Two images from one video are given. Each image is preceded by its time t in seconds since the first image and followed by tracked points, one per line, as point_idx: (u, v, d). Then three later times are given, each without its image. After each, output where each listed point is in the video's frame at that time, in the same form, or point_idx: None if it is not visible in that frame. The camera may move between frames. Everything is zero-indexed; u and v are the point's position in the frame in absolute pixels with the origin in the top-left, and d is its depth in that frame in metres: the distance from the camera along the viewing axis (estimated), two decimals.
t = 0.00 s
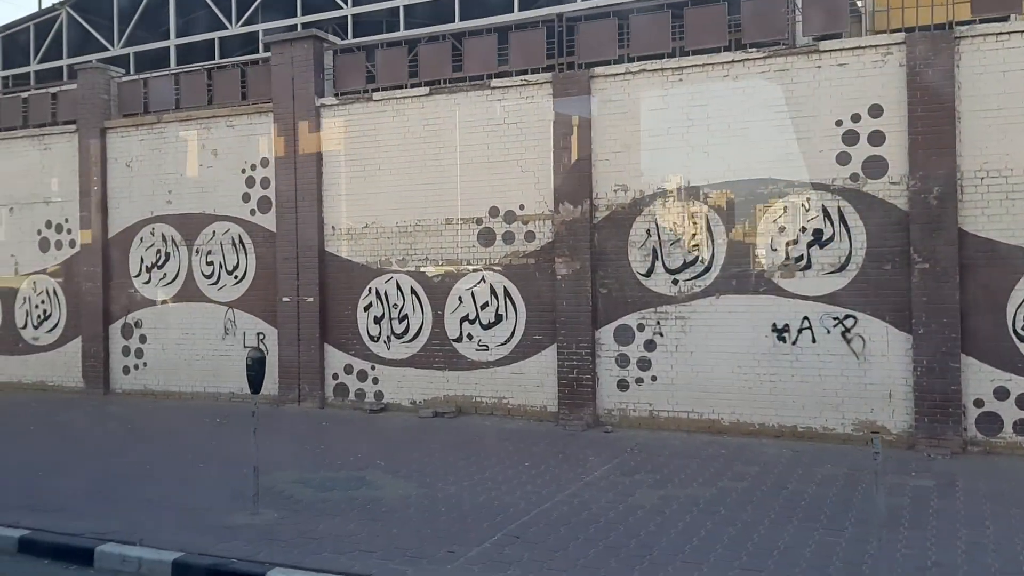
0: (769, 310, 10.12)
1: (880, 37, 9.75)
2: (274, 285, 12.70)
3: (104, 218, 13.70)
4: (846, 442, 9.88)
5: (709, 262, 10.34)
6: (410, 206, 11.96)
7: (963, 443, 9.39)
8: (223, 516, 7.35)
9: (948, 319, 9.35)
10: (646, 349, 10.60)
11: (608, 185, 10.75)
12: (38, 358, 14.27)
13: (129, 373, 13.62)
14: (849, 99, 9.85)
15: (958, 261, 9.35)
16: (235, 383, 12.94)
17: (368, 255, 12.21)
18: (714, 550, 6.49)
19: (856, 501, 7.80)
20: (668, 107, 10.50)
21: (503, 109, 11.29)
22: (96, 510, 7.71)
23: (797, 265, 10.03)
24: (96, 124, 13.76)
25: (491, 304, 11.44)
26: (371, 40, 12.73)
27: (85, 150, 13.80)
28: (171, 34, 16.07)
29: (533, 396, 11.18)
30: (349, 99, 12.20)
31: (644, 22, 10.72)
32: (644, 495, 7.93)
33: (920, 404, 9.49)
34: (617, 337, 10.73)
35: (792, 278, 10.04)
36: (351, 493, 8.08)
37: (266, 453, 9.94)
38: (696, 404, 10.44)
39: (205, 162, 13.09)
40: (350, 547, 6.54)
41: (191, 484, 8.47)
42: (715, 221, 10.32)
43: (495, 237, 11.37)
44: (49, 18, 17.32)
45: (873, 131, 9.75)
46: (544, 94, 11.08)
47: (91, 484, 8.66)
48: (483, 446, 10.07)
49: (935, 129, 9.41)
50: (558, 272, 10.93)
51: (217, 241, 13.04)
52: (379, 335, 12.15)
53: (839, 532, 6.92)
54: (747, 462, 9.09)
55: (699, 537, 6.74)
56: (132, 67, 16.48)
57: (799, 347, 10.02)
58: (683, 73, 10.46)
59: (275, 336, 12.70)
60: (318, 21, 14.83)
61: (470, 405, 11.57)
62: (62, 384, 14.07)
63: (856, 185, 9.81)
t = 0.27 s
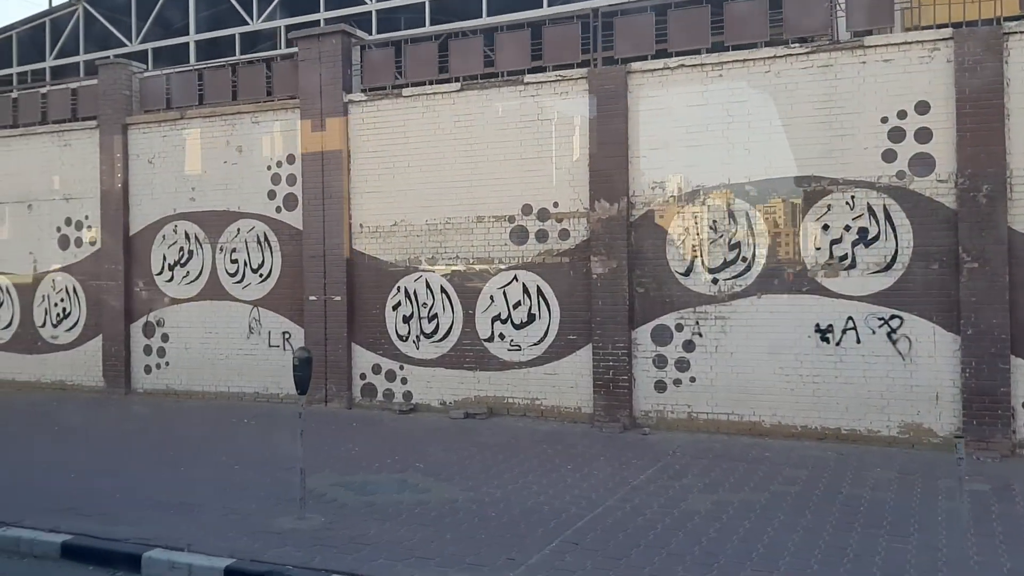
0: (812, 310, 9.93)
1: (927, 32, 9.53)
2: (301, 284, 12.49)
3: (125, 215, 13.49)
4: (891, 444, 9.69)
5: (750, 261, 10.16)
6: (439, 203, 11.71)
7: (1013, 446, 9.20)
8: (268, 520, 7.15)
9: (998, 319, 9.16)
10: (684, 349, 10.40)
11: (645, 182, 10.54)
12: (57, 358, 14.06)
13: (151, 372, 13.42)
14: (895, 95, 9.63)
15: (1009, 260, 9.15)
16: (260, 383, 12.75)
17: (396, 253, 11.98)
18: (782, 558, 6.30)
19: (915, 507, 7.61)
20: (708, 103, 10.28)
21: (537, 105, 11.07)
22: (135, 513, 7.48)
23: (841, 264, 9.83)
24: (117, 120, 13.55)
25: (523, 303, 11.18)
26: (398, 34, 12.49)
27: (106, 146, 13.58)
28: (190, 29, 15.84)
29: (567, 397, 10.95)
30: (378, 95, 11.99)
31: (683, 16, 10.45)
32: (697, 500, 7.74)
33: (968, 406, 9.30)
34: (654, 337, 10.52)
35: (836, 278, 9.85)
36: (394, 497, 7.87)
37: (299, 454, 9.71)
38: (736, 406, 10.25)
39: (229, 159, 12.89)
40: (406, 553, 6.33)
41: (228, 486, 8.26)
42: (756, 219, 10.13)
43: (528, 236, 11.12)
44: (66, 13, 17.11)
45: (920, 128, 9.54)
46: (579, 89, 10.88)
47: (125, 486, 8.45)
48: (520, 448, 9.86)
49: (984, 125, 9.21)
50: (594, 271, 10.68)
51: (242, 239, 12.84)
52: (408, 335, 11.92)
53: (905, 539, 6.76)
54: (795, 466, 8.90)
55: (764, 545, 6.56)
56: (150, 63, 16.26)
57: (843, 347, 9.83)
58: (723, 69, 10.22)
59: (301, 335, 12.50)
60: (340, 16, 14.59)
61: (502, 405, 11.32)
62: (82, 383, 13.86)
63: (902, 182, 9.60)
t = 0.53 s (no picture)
0: (854, 311, 9.77)
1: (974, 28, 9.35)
2: (329, 285, 12.35)
3: (149, 215, 13.35)
4: (936, 447, 9.51)
5: (791, 261, 10.00)
6: (470, 203, 11.52)
7: None
8: (315, 526, 7.00)
9: None
10: (723, 351, 10.24)
11: (683, 181, 10.37)
12: (80, 359, 13.94)
13: (176, 374, 13.30)
14: (941, 92, 9.45)
15: None
16: (287, 385, 12.63)
17: (426, 253, 11.81)
18: (848, 566, 6.14)
19: (973, 512, 7.44)
20: (748, 100, 10.12)
21: (571, 103, 10.88)
22: (177, 518, 7.33)
23: (884, 264, 9.67)
24: (141, 119, 13.41)
25: (557, 304, 10.99)
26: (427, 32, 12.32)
27: (130, 145, 13.45)
28: (212, 28, 15.70)
29: (602, 400, 10.76)
30: (408, 93, 11.82)
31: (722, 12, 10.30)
32: (749, 505, 7.58)
33: (1017, 408, 9.12)
34: (692, 338, 10.36)
35: (879, 278, 9.69)
36: (439, 501, 7.71)
37: (334, 456, 9.56)
38: (776, 408, 10.08)
39: (256, 158, 12.76)
40: (462, 561, 6.17)
41: (268, 490, 8.11)
42: (797, 219, 9.98)
43: (562, 235, 10.93)
44: (85, 12, 17.00)
45: (967, 125, 9.36)
46: (614, 87, 10.65)
47: (163, 489, 8.31)
48: (558, 450, 9.71)
49: None
50: (630, 271, 10.50)
51: (269, 239, 12.70)
52: (438, 336, 11.75)
53: (970, 545, 6.60)
54: (842, 470, 8.73)
55: (827, 552, 6.40)
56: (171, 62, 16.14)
57: (887, 349, 9.66)
58: (763, 65, 10.07)
59: (329, 336, 12.35)
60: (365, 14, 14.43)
61: (536, 408, 11.15)
62: (106, 385, 13.74)
63: (948, 181, 9.42)
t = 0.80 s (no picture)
0: (897, 314, 9.58)
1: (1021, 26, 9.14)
2: (356, 286, 12.20)
3: (173, 216, 13.21)
4: (982, 453, 9.31)
5: (832, 263, 9.83)
6: (501, 203, 11.29)
7: None
8: (360, 533, 6.83)
9: None
10: (762, 355, 10.08)
11: (721, 181, 10.20)
12: (102, 361, 13.80)
13: (200, 376, 13.16)
14: (987, 91, 9.25)
15: None
16: (314, 388, 12.48)
17: (456, 255, 11.62)
18: None
19: None
20: (788, 99, 9.96)
21: (605, 102, 10.70)
22: (218, 525, 7.17)
23: (929, 266, 9.47)
24: (165, 119, 13.28)
25: (590, 306, 10.77)
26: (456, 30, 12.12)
27: (154, 146, 13.31)
28: (234, 27, 15.56)
29: (637, 404, 10.56)
30: (438, 92, 11.62)
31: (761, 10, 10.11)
32: (801, 514, 7.40)
33: None
34: (730, 342, 10.19)
35: (924, 280, 9.49)
36: (483, 508, 7.53)
37: (368, 460, 9.40)
38: (817, 413, 9.92)
39: (282, 159, 12.62)
40: (516, 570, 5.99)
41: (306, 496, 7.94)
42: (839, 220, 9.80)
43: (596, 236, 10.72)
44: (105, 12, 16.88)
45: (1014, 125, 9.15)
46: (650, 86, 10.48)
47: (199, 494, 8.15)
48: (596, 455, 9.53)
49: None
50: (666, 273, 10.32)
51: (295, 240, 12.56)
52: (468, 338, 11.57)
53: None
54: (890, 477, 8.55)
55: (890, 564, 6.21)
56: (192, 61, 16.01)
57: (931, 352, 9.46)
58: (804, 64, 9.91)
59: (356, 338, 12.20)
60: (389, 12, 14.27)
61: (568, 412, 10.91)
62: (128, 388, 13.60)
63: (995, 181, 9.21)
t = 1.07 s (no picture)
0: (940, 316, 9.41)
1: None
2: (384, 286, 12.09)
3: (199, 215, 13.14)
4: None
5: (872, 263, 9.67)
6: (532, 202, 11.16)
7: None
8: (405, 537, 6.70)
9: None
10: (800, 357, 9.93)
11: (758, 180, 10.06)
12: (127, 360, 13.73)
13: (226, 376, 13.08)
14: None
15: None
16: (340, 388, 12.37)
17: (486, 255, 11.48)
18: None
19: None
20: (828, 98, 9.82)
21: (639, 101, 10.56)
22: (258, 527, 7.07)
23: (972, 267, 9.29)
24: (191, 118, 13.20)
25: (624, 307, 10.61)
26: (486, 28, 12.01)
27: (179, 144, 13.23)
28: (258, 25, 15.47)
29: (671, 406, 10.41)
30: (468, 90, 11.50)
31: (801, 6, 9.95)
32: (851, 520, 7.26)
33: None
34: (767, 343, 10.06)
35: (967, 282, 9.31)
36: (525, 511, 7.40)
37: (402, 460, 9.28)
38: (857, 416, 9.75)
39: (309, 157, 12.52)
40: None
41: (344, 498, 7.82)
42: (879, 220, 9.64)
43: (630, 236, 10.57)
44: (127, 9, 16.81)
45: None
46: (686, 83, 10.34)
47: (235, 495, 8.05)
48: (633, 457, 9.38)
49: None
50: (702, 274, 10.17)
51: (322, 239, 12.46)
52: (498, 339, 11.38)
53: None
54: (936, 482, 8.39)
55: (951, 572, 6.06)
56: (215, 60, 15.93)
57: (974, 355, 9.28)
58: (844, 62, 9.76)
59: (384, 338, 12.08)
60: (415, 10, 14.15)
61: (601, 414, 10.77)
62: (153, 387, 13.53)
63: None
